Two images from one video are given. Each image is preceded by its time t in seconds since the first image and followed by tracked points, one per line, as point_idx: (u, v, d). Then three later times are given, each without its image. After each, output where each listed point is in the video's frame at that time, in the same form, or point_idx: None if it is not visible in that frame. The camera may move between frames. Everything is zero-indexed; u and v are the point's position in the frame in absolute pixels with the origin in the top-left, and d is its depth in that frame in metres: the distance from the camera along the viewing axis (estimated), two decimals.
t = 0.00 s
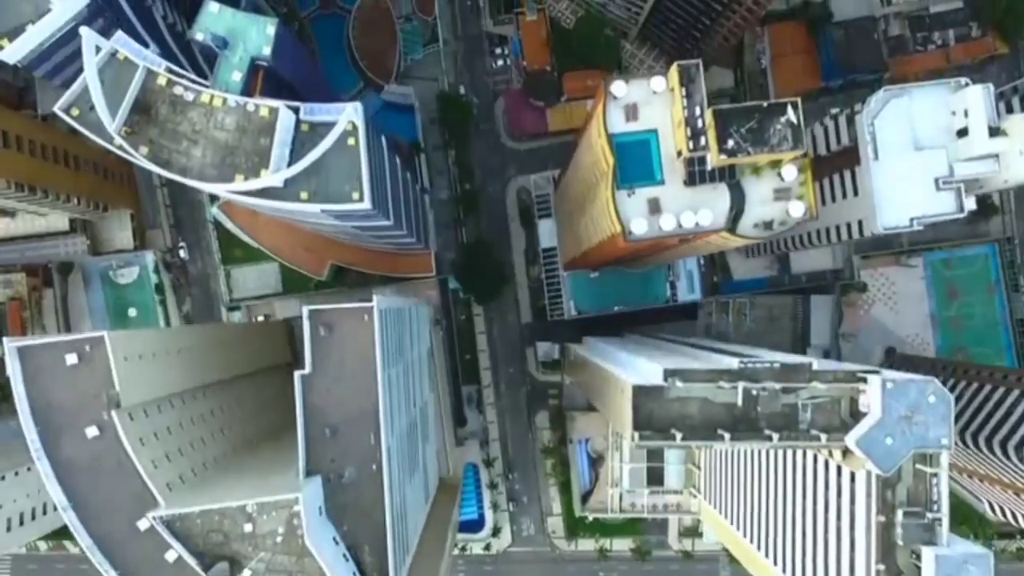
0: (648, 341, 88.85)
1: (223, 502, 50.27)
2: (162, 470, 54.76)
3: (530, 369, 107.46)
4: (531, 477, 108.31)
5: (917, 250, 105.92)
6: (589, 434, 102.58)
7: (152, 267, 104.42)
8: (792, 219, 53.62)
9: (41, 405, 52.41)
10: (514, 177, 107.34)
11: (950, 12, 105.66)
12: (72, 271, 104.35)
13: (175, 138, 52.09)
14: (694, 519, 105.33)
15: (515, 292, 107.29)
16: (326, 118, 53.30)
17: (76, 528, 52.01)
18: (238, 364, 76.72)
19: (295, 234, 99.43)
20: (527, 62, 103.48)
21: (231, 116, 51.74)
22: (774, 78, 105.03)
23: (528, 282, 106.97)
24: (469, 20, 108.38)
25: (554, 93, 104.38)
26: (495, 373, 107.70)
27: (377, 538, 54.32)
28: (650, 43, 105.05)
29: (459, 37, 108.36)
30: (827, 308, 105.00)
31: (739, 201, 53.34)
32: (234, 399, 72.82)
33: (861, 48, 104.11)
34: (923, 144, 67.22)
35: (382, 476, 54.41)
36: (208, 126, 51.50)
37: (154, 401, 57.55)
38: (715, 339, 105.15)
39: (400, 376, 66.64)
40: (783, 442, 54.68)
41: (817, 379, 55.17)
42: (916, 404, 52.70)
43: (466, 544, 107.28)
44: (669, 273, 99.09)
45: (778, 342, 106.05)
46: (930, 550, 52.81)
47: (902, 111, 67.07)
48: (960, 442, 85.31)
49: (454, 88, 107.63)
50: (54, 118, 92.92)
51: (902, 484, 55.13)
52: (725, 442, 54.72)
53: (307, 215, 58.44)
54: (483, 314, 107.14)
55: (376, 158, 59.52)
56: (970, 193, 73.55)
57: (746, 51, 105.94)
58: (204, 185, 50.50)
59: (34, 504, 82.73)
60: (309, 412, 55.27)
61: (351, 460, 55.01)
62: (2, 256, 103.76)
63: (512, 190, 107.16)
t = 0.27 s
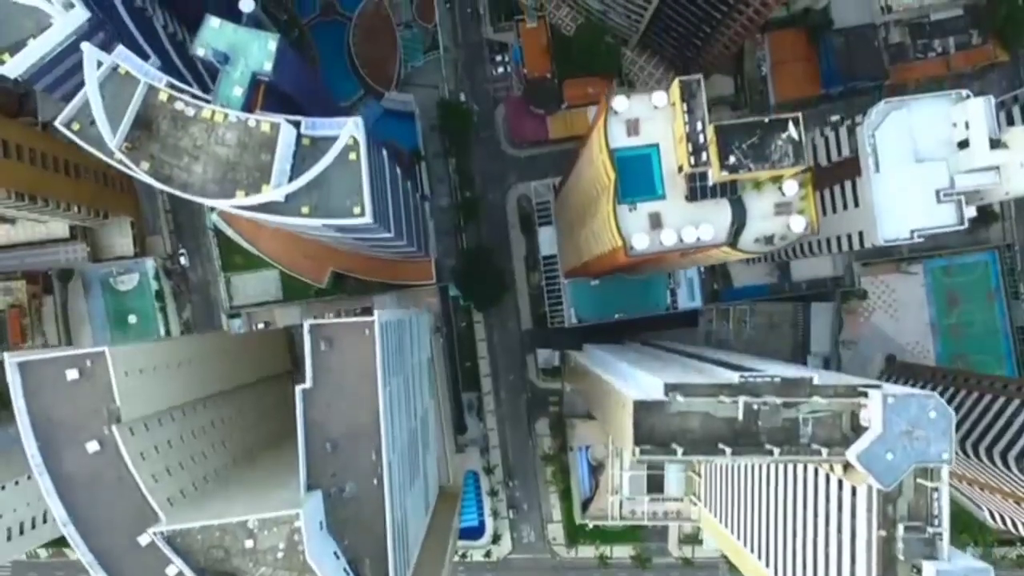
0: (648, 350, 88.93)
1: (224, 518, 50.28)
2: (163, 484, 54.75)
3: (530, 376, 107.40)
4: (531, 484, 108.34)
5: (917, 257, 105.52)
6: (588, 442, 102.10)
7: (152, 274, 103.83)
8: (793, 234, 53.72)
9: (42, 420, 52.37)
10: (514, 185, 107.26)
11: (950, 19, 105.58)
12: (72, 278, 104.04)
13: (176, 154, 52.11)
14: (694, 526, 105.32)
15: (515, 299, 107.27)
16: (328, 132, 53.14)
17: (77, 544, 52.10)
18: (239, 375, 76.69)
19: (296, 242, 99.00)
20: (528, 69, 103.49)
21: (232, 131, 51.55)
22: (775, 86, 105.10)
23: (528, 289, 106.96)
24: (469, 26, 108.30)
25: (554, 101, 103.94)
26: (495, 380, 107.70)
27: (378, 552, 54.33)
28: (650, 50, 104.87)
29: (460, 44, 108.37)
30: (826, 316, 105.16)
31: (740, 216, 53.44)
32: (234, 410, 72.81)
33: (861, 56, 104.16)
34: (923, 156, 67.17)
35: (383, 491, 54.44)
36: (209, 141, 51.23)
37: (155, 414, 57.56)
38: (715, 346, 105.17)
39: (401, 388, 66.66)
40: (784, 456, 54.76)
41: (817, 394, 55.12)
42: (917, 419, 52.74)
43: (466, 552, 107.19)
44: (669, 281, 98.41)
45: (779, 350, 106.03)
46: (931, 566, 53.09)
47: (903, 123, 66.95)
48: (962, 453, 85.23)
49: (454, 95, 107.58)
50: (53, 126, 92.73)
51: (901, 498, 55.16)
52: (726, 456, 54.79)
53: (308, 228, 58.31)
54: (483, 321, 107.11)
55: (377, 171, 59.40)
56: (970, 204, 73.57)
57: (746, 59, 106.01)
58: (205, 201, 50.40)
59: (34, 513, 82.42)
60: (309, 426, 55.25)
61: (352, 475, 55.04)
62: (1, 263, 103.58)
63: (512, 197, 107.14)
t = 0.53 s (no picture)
0: (648, 359, 89.08)
1: (225, 535, 50.29)
2: (164, 499, 54.86)
3: (531, 384, 107.36)
4: (531, 491, 108.31)
5: (918, 264, 105.17)
6: (588, 450, 100.93)
7: (152, 282, 104.14)
8: (794, 248, 53.61)
9: (43, 436, 52.40)
10: (515, 192, 107.20)
11: (950, 27, 105.67)
12: (73, 285, 104.30)
13: (178, 170, 51.53)
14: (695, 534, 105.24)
15: (515, 307, 107.24)
16: (328, 147, 52.97)
17: (78, 558, 52.37)
18: (239, 385, 76.68)
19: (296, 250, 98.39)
20: (528, 77, 104.02)
21: (233, 147, 51.31)
22: (775, 93, 105.16)
23: (528, 296, 106.98)
24: (470, 33, 107.90)
25: (554, 108, 104.87)
26: (496, 388, 107.66)
27: (379, 567, 54.38)
28: (650, 58, 105.14)
29: (460, 51, 107.81)
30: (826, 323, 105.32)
31: (741, 231, 53.40)
32: (234, 421, 72.89)
33: (862, 64, 104.23)
34: (924, 168, 67.16)
35: (384, 506, 54.41)
36: (210, 157, 51.05)
37: (156, 429, 57.58)
38: (716, 354, 105.25)
39: (401, 400, 66.80)
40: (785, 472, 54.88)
41: (819, 409, 54.83)
42: (919, 434, 52.93)
43: (467, 559, 107.05)
44: (670, 290, 98.20)
45: (779, 357, 106.04)
46: None
47: (904, 135, 66.91)
48: (962, 463, 85.28)
49: (455, 103, 107.47)
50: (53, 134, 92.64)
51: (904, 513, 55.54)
52: (727, 471, 54.90)
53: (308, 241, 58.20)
54: (483, 329, 107.09)
55: (378, 184, 59.33)
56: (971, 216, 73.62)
57: (747, 67, 106.06)
58: (206, 217, 50.26)
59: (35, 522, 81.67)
60: (310, 441, 55.20)
61: (353, 489, 55.03)
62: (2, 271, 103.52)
63: (513, 205, 107.10)
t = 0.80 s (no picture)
0: (649, 371, 89.11)
1: (226, 553, 50.29)
2: (165, 516, 54.95)
3: (531, 393, 107.31)
4: (531, 500, 108.32)
5: (918, 273, 105.29)
6: (589, 459, 100.93)
7: (152, 290, 104.15)
8: (795, 266, 53.63)
9: (44, 453, 52.43)
10: (515, 201, 107.16)
11: (951, 36, 105.69)
12: (73, 294, 104.29)
13: (179, 189, 51.45)
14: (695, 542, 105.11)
15: (516, 316, 107.24)
16: (329, 165, 52.93)
17: None
18: (241, 397, 76.76)
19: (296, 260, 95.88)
20: (529, 86, 104.04)
21: (235, 165, 51.21)
22: (776, 102, 105.16)
23: (528, 305, 107.00)
24: (470, 42, 108.07)
25: (555, 117, 104.25)
26: (496, 397, 107.65)
27: None
28: (651, 66, 104.41)
29: (461, 60, 108.09)
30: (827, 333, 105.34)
31: (742, 249, 53.49)
32: (235, 434, 73.05)
33: (862, 73, 104.30)
34: (925, 183, 67.16)
35: (385, 523, 54.38)
36: (211, 176, 50.92)
37: (158, 445, 57.70)
38: (716, 363, 105.24)
39: (403, 414, 67.06)
40: (786, 490, 54.90)
41: (819, 426, 55.14)
42: (920, 453, 52.76)
43: (467, 567, 106.67)
44: (670, 300, 97.73)
45: (779, 366, 106.08)
46: None
47: (906, 149, 66.98)
48: (962, 475, 85.26)
49: (456, 111, 107.47)
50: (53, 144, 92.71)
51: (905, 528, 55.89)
52: (728, 489, 54.89)
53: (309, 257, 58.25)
54: (483, 337, 107.05)
55: (379, 200, 59.33)
56: (972, 229, 73.63)
57: (747, 76, 106.31)
58: (207, 236, 50.13)
59: (34, 534, 81.50)
60: (312, 458, 55.24)
61: (354, 507, 55.03)
62: (2, 279, 103.52)
63: (513, 213, 107.10)
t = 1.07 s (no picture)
0: (650, 381, 89.09)
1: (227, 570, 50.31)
2: (166, 532, 55.10)
3: (532, 401, 107.29)
4: (531, 508, 108.30)
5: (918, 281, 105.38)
6: (589, 466, 101.17)
7: (153, 298, 104.21)
8: (797, 281, 53.63)
9: (46, 469, 52.46)
10: (515, 209, 107.10)
11: (951, 44, 105.86)
12: (73, 302, 104.23)
13: (180, 206, 51.13)
14: (695, 550, 105.04)
15: (516, 323, 107.26)
16: (331, 181, 52.94)
17: None
18: (242, 408, 76.72)
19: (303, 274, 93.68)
20: (530, 93, 103.89)
21: (236, 182, 51.03)
22: (777, 110, 105.15)
23: (529, 313, 106.96)
24: (471, 50, 107.95)
25: (556, 125, 104.69)
26: (497, 404, 107.58)
27: None
28: (652, 74, 104.55)
29: (462, 67, 107.90)
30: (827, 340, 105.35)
31: (743, 265, 53.68)
32: (236, 446, 73.18)
33: (863, 81, 104.35)
34: (927, 195, 67.08)
35: (386, 539, 54.40)
36: (212, 193, 50.76)
37: (159, 459, 57.85)
38: (717, 370, 105.21)
39: (404, 427, 67.71)
40: (787, 505, 55.05)
41: (820, 441, 55.17)
42: (921, 468, 52.76)
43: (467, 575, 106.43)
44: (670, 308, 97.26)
45: (780, 374, 106.08)
46: None
47: (907, 162, 66.90)
48: (963, 485, 85.28)
49: (456, 118, 107.35)
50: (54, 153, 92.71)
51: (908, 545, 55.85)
52: (730, 505, 54.87)
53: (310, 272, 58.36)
54: (484, 345, 106.99)
55: (381, 214, 59.40)
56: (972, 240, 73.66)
57: (748, 84, 106.46)
58: (209, 253, 50.08)
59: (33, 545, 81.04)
60: (313, 473, 55.30)
61: (356, 522, 55.05)
62: (2, 287, 103.50)
63: (514, 221, 107.03)
